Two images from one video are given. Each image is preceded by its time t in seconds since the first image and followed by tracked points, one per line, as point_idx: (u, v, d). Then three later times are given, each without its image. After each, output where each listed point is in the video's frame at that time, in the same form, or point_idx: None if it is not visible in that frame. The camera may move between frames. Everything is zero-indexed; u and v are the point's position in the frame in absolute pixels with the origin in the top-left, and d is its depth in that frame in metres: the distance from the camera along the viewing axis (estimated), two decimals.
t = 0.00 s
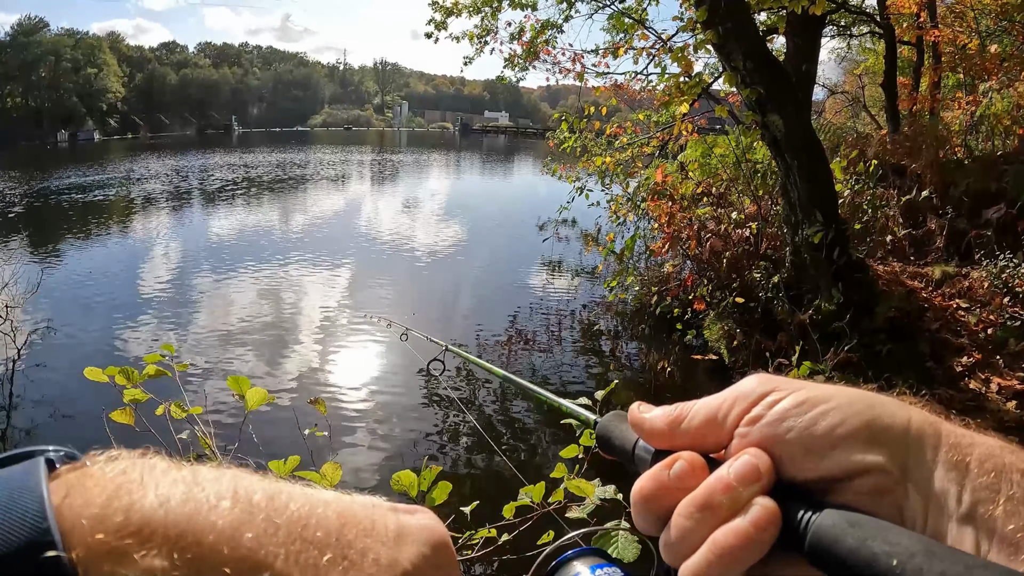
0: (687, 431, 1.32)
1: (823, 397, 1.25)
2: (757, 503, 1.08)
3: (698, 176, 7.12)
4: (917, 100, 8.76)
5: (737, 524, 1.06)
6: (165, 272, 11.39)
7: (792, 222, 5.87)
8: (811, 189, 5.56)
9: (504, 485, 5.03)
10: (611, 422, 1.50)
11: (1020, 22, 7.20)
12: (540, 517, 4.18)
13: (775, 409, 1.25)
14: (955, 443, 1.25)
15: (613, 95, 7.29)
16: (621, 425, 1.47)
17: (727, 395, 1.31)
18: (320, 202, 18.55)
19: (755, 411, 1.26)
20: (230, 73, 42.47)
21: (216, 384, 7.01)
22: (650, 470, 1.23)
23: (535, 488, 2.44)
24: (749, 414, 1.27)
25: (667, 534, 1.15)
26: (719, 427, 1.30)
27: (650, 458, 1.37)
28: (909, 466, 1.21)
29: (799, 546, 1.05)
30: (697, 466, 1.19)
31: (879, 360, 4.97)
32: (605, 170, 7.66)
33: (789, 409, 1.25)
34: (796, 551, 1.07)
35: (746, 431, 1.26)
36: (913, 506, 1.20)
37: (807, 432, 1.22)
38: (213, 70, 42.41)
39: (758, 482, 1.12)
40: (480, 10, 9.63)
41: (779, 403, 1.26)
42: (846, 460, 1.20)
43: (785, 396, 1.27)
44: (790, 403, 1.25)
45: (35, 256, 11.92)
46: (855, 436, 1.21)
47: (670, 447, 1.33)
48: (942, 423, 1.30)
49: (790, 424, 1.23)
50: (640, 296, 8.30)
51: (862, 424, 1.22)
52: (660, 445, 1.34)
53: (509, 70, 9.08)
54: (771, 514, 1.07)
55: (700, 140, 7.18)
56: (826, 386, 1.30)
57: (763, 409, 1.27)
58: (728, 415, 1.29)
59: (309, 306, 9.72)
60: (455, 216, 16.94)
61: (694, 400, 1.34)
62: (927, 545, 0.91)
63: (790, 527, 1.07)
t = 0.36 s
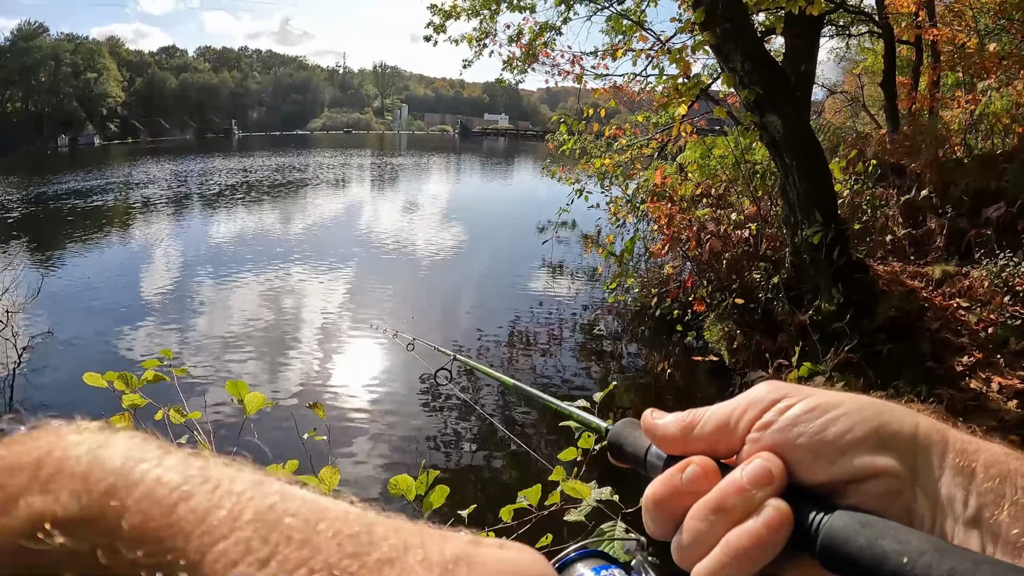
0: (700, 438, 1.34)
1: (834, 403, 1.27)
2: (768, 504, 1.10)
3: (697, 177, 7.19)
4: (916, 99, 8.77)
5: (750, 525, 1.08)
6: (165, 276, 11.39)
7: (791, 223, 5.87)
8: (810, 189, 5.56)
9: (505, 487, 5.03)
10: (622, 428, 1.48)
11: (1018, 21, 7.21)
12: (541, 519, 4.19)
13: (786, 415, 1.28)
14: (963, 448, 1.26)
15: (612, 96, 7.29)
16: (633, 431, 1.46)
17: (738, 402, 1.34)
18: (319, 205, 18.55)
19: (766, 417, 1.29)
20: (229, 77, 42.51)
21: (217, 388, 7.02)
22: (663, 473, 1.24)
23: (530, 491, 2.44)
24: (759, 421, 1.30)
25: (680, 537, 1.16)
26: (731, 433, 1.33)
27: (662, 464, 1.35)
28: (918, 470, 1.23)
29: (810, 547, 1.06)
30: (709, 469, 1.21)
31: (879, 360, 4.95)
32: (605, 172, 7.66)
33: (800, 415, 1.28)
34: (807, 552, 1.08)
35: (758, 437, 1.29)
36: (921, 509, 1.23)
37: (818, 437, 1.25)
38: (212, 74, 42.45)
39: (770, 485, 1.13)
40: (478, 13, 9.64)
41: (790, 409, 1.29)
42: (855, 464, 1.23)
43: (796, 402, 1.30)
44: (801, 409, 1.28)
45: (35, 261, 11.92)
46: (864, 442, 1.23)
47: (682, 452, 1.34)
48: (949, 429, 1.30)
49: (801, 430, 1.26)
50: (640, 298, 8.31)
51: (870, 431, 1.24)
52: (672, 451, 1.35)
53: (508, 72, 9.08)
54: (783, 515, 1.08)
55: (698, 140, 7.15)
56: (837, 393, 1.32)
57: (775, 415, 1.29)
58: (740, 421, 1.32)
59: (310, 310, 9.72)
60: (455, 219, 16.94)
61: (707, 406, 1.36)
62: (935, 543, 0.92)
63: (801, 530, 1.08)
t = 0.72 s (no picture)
0: (685, 447, 1.31)
1: (817, 417, 1.20)
2: (747, 521, 1.08)
3: (697, 177, 7.26)
4: (916, 98, 8.77)
5: (728, 541, 1.06)
6: (165, 277, 11.40)
7: (790, 222, 5.87)
8: (809, 188, 5.55)
9: (504, 488, 5.03)
10: (610, 436, 1.50)
11: (1017, 20, 7.22)
12: (539, 520, 4.19)
13: (768, 429, 1.22)
14: (946, 463, 1.14)
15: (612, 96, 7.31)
16: (619, 440, 1.47)
17: (720, 414, 1.29)
18: (320, 206, 18.57)
19: (749, 431, 1.24)
20: (229, 77, 42.54)
21: (216, 389, 7.03)
22: (646, 485, 1.22)
23: (526, 491, 2.43)
24: (742, 433, 1.25)
25: (661, 549, 1.14)
26: (715, 444, 1.28)
27: (647, 473, 1.36)
28: (899, 483, 1.12)
29: (788, 562, 1.06)
30: (692, 483, 1.19)
31: (878, 360, 4.95)
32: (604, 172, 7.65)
33: (783, 428, 1.21)
34: (786, 567, 1.08)
35: (740, 450, 1.24)
36: (902, 527, 1.12)
37: (799, 452, 1.18)
38: (213, 75, 42.48)
39: (750, 501, 1.11)
40: (478, 13, 9.65)
41: (772, 423, 1.23)
42: (835, 479, 1.14)
43: (780, 415, 1.24)
44: (784, 422, 1.22)
45: (37, 262, 11.96)
46: (846, 457, 1.15)
47: (667, 462, 1.32)
48: (934, 442, 1.18)
49: (783, 444, 1.19)
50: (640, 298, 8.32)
51: (852, 446, 1.15)
52: (658, 461, 1.34)
53: (507, 72, 9.09)
54: (761, 533, 1.06)
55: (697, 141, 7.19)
56: (821, 406, 1.25)
57: (757, 428, 1.24)
58: (724, 432, 1.27)
59: (310, 310, 9.74)
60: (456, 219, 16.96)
61: (692, 415, 1.33)
62: (912, 567, 0.92)
63: (780, 544, 1.08)
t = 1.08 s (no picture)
0: (706, 433, 1.31)
1: (837, 400, 1.26)
2: (773, 498, 1.09)
3: (696, 177, 7.30)
4: (916, 98, 8.77)
5: (755, 518, 1.08)
6: (166, 277, 11.42)
7: (789, 221, 5.87)
8: (808, 187, 5.55)
9: (504, 487, 5.05)
10: (629, 426, 1.46)
11: (1017, 19, 7.22)
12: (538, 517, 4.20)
13: (791, 411, 1.26)
14: (960, 446, 1.28)
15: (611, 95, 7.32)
16: (639, 429, 1.44)
17: (743, 397, 1.31)
18: (320, 206, 18.58)
19: (771, 414, 1.26)
20: (229, 78, 42.53)
21: (216, 389, 7.04)
22: (668, 469, 1.24)
23: (523, 488, 2.44)
24: (765, 416, 1.27)
25: (687, 529, 1.16)
26: (737, 429, 1.29)
27: (668, 460, 1.34)
28: (918, 464, 1.24)
29: (813, 539, 1.06)
30: (714, 465, 1.20)
31: (878, 359, 4.96)
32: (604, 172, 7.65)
33: (805, 411, 1.26)
34: (811, 545, 1.08)
35: (763, 433, 1.26)
36: (920, 503, 1.24)
37: (822, 433, 1.23)
38: (212, 75, 42.50)
39: (774, 479, 1.13)
40: (477, 12, 9.64)
41: (793, 406, 1.27)
42: (858, 459, 1.23)
43: (800, 399, 1.27)
44: (805, 406, 1.26)
45: (36, 263, 11.97)
46: (866, 438, 1.24)
47: (689, 447, 1.32)
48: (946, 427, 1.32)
49: (806, 426, 1.24)
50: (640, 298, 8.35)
51: (874, 428, 1.24)
52: (680, 447, 1.33)
53: (507, 72, 9.09)
54: (786, 509, 1.08)
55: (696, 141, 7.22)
56: (836, 388, 1.31)
57: (780, 411, 1.27)
58: (746, 417, 1.28)
59: (310, 310, 9.74)
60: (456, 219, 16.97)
61: (712, 402, 1.33)
62: (934, 535, 0.92)
63: (805, 521, 1.08)
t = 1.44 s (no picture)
0: (696, 439, 1.36)
1: (823, 409, 1.28)
2: (756, 510, 1.13)
3: (694, 175, 7.40)
4: (915, 96, 8.77)
5: (737, 529, 1.11)
6: (165, 278, 11.42)
7: (787, 220, 5.90)
8: (806, 185, 5.57)
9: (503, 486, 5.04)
10: (619, 429, 1.48)
11: (1016, 17, 7.22)
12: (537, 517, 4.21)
13: (776, 421, 1.30)
14: (951, 455, 1.22)
15: (610, 95, 7.32)
16: (629, 432, 1.45)
17: (731, 406, 1.35)
18: (319, 207, 18.57)
19: (757, 423, 1.31)
20: (228, 80, 42.53)
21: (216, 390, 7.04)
22: (656, 476, 1.27)
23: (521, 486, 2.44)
24: (752, 425, 1.32)
25: (673, 537, 1.19)
26: (724, 436, 1.35)
27: (657, 464, 1.36)
28: (905, 474, 1.21)
29: (795, 551, 1.09)
30: (701, 473, 1.24)
31: (877, 356, 4.95)
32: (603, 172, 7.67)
33: (790, 420, 1.29)
34: (793, 556, 1.11)
35: (749, 441, 1.31)
36: (908, 516, 1.22)
37: (807, 443, 1.25)
38: (211, 77, 42.49)
39: (758, 490, 1.17)
40: (476, 12, 9.64)
41: (780, 415, 1.31)
42: (842, 470, 1.24)
43: (787, 408, 1.31)
44: (790, 415, 1.29)
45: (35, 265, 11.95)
46: (851, 449, 1.23)
47: (678, 454, 1.36)
48: (940, 433, 1.26)
49: (791, 436, 1.28)
50: (638, 296, 8.38)
51: (859, 438, 1.24)
52: (669, 454, 1.37)
53: (506, 72, 9.10)
54: (769, 521, 1.12)
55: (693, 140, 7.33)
56: (826, 397, 1.32)
57: (765, 420, 1.31)
58: (733, 424, 1.34)
59: (310, 311, 9.74)
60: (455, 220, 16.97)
61: (701, 409, 1.38)
62: (917, 553, 0.93)
63: (787, 533, 1.11)
